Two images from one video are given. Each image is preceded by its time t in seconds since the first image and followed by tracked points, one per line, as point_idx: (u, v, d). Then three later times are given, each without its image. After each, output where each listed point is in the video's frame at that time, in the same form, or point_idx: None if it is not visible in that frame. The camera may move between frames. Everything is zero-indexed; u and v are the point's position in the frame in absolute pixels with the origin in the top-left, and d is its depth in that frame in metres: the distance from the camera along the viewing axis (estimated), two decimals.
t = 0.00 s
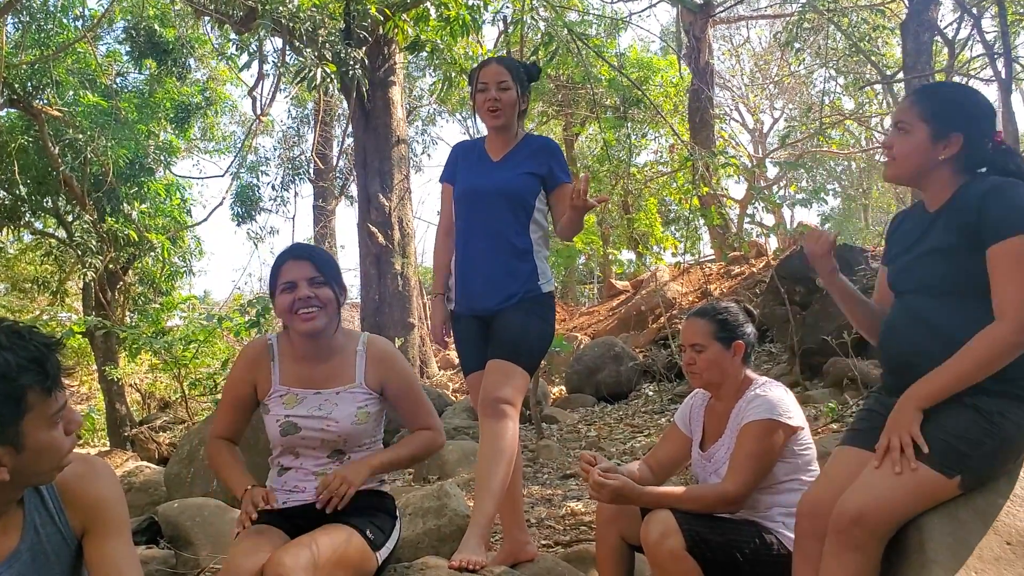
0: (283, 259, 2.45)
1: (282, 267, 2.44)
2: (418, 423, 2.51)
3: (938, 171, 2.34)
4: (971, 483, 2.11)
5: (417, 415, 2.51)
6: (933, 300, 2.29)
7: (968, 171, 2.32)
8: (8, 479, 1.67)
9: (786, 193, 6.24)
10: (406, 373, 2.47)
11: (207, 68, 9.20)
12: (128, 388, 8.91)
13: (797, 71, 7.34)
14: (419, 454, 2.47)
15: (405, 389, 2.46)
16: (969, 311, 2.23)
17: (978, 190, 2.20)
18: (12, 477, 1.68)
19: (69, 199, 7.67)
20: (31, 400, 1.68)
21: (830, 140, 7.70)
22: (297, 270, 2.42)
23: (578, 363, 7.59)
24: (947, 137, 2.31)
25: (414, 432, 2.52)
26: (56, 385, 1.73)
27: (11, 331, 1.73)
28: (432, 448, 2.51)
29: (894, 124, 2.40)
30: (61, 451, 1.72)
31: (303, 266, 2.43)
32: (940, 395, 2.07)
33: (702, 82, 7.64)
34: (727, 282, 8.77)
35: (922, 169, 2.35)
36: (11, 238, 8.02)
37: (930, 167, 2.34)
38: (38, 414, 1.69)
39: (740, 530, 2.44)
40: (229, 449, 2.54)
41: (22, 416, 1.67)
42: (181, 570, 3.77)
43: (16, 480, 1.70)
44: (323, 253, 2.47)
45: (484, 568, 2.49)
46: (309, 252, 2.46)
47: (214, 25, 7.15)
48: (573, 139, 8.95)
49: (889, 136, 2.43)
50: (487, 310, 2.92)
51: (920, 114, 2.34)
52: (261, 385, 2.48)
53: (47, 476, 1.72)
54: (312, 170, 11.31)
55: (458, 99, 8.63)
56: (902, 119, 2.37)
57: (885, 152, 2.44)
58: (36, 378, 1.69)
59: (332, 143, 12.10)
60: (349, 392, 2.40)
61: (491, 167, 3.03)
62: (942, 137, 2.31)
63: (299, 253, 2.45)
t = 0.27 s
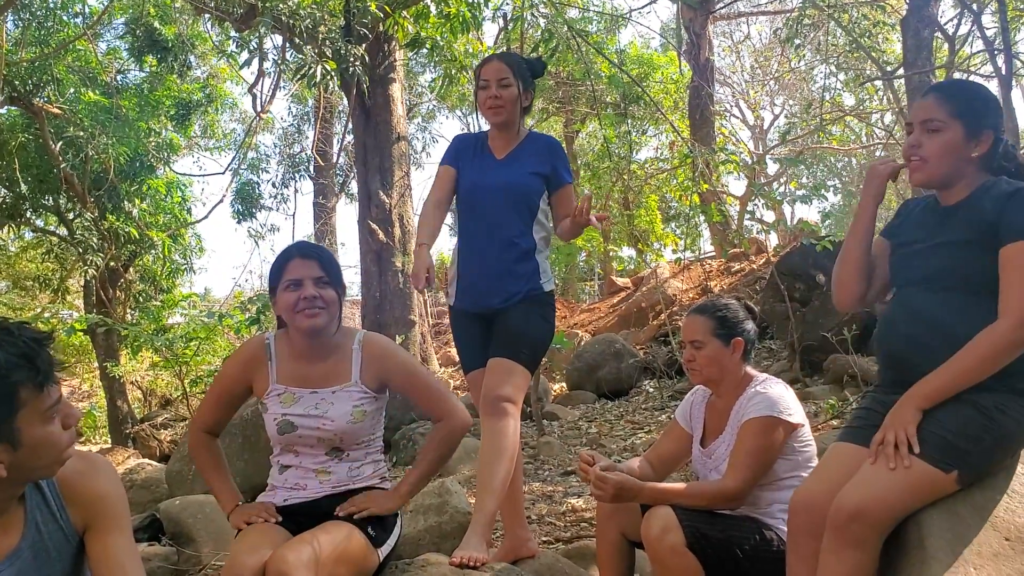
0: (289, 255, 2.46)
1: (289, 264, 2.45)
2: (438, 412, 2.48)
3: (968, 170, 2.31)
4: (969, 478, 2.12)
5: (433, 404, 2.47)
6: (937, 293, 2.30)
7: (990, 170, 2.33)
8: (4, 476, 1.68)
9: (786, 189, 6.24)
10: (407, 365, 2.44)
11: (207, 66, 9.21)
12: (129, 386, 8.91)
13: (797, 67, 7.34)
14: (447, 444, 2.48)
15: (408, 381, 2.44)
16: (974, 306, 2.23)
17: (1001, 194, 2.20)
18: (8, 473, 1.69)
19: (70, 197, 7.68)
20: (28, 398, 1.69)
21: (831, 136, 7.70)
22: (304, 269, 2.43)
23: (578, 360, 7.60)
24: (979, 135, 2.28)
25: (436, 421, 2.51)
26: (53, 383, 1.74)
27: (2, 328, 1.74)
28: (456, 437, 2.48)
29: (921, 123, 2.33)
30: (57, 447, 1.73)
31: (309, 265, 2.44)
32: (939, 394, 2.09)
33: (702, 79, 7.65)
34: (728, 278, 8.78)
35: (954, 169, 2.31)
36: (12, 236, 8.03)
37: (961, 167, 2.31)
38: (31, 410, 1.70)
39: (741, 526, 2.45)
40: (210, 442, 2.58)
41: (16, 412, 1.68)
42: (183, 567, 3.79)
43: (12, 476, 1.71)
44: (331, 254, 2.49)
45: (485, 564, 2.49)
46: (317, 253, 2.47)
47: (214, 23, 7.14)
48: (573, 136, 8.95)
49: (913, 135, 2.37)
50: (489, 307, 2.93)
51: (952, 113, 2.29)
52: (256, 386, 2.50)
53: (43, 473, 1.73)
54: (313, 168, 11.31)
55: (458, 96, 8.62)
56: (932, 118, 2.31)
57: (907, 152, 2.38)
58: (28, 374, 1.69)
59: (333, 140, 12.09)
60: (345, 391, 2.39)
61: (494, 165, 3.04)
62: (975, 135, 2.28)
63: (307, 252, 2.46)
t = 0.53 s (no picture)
0: (292, 254, 2.47)
1: (291, 264, 2.46)
2: (427, 421, 2.43)
3: (981, 172, 2.33)
4: (966, 476, 2.12)
5: (423, 411, 2.42)
6: (934, 294, 2.31)
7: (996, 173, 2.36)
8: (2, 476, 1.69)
9: (786, 188, 6.25)
10: (398, 367, 2.41)
11: (208, 64, 9.21)
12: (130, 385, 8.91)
13: (798, 66, 7.35)
14: (433, 455, 2.41)
15: (399, 386, 2.40)
16: (968, 307, 2.24)
17: (1007, 199, 2.21)
18: (6, 472, 1.70)
19: (71, 196, 7.67)
20: (25, 398, 1.69)
21: (831, 135, 7.70)
22: (306, 268, 2.44)
23: (579, 359, 7.60)
24: (993, 138, 2.31)
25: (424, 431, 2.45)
26: (51, 382, 1.74)
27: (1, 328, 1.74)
28: (445, 448, 2.41)
29: (938, 123, 2.33)
30: (58, 447, 1.73)
31: (312, 264, 2.44)
32: (937, 392, 2.12)
33: (702, 78, 7.65)
34: (728, 277, 8.78)
35: (971, 170, 2.31)
36: (13, 235, 8.03)
37: (976, 169, 2.32)
38: (30, 411, 1.70)
39: (740, 525, 2.46)
40: (211, 445, 2.57)
41: (15, 413, 1.68)
42: (183, 566, 3.79)
43: (11, 476, 1.71)
44: (334, 254, 2.50)
45: (485, 563, 2.49)
46: (320, 253, 2.48)
47: (214, 22, 7.14)
48: (574, 134, 8.95)
49: (927, 136, 2.36)
50: (488, 307, 2.93)
51: (968, 115, 2.30)
52: (255, 386, 2.50)
53: (43, 473, 1.73)
54: (314, 166, 11.31)
55: (458, 95, 8.62)
56: (949, 119, 2.32)
57: (921, 153, 2.37)
58: (27, 374, 1.70)
59: (333, 139, 12.09)
60: (340, 392, 2.39)
61: (494, 165, 3.04)
62: (989, 138, 2.30)
63: (310, 252, 2.47)
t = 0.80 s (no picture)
0: (291, 255, 2.46)
1: (290, 264, 2.45)
2: (426, 422, 2.44)
3: (976, 173, 2.33)
4: (965, 477, 2.13)
5: (422, 412, 2.43)
6: (932, 294, 2.32)
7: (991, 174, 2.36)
8: None
9: (785, 188, 6.25)
10: (397, 367, 2.41)
11: (206, 64, 9.20)
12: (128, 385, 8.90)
13: (796, 66, 7.35)
14: (431, 456, 2.41)
15: (398, 387, 2.41)
16: (966, 307, 2.25)
17: (1002, 200, 2.22)
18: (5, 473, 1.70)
19: (69, 195, 7.66)
20: (23, 401, 1.69)
21: (829, 135, 7.71)
22: (306, 268, 2.44)
23: (577, 359, 7.60)
24: (987, 139, 2.31)
25: (423, 431, 2.45)
26: (49, 384, 1.74)
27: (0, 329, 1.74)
28: (444, 449, 2.42)
29: (933, 125, 2.33)
30: (56, 449, 1.73)
31: (311, 265, 2.44)
32: (934, 394, 2.12)
33: (701, 78, 7.66)
34: (727, 277, 8.78)
35: (966, 172, 2.32)
36: (10, 234, 8.02)
37: (971, 170, 2.32)
38: (29, 414, 1.70)
39: (739, 526, 2.47)
40: (209, 444, 2.57)
41: (13, 415, 1.68)
42: (182, 565, 3.79)
43: (9, 477, 1.71)
44: (332, 255, 2.50)
45: (484, 564, 2.49)
46: (319, 253, 2.48)
47: (212, 21, 7.13)
48: (572, 134, 8.95)
49: (922, 138, 2.36)
50: (487, 307, 2.94)
51: (963, 116, 2.30)
52: (253, 386, 2.50)
53: (41, 475, 1.73)
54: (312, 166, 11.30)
55: (457, 95, 8.62)
56: (945, 121, 2.32)
57: (916, 155, 2.38)
58: (27, 377, 1.69)
59: (331, 138, 12.07)
60: (339, 392, 2.39)
61: (494, 164, 3.04)
62: (983, 139, 2.31)
63: (309, 252, 2.47)
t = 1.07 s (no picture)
0: (289, 253, 2.46)
1: (287, 262, 2.45)
2: (423, 423, 2.42)
3: (967, 173, 2.34)
4: (960, 476, 2.13)
5: (419, 413, 2.42)
6: (927, 295, 2.32)
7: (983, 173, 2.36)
8: None
9: (780, 187, 6.26)
10: (394, 367, 2.41)
11: (201, 61, 9.19)
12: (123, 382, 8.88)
13: (792, 65, 7.36)
14: (428, 456, 2.40)
15: (394, 386, 2.40)
16: (960, 308, 2.25)
17: (994, 200, 2.22)
18: None
19: (64, 192, 7.68)
20: (16, 397, 1.68)
21: (825, 134, 7.72)
22: (303, 267, 2.43)
23: (573, 357, 7.61)
24: (978, 139, 2.32)
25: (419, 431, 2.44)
26: (43, 382, 1.73)
27: None
28: (441, 448, 2.41)
29: (924, 125, 2.34)
30: (51, 448, 1.73)
31: (308, 264, 2.44)
32: (928, 394, 2.13)
33: (697, 77, 7.67)
34: (722, 276, 8.80)
35: (957, 173, 2.32)
36: (5, 231, 8.00)
37: (962, 170, 2.33)
38: (23, 411, 1.69)
39: (735, 525, 2.47)
40: (205, 443, 2.56)
41: (7, 413, 1.67)
42: (176, 564, 3.79)
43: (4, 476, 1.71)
44: (329, 253, 2.50)
45: (480, 563, 2.49)
46: (317, 252, 2.47)
47: (208, 19, 7.12)
48: (568, 132, 8.95)
49: (913, 138, 2.37)
50: (482, 305, 2.93)
51: (954, 116, 2.31)
52: (249, 385, 2.50)
53: (35, 473, 1.72)
54: (308, 163, 11.29)
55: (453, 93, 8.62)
56: (936, 121, 2.32)
57: (908, 155, 2.38)
58: (20, 375, 1.69)
59: (327, 136, 12.06)
60: (336, 391, 2.38)
61: (490, 163, 3.04)
62: (974, 139, 2.31)
63: (307, 251, 2.46)
